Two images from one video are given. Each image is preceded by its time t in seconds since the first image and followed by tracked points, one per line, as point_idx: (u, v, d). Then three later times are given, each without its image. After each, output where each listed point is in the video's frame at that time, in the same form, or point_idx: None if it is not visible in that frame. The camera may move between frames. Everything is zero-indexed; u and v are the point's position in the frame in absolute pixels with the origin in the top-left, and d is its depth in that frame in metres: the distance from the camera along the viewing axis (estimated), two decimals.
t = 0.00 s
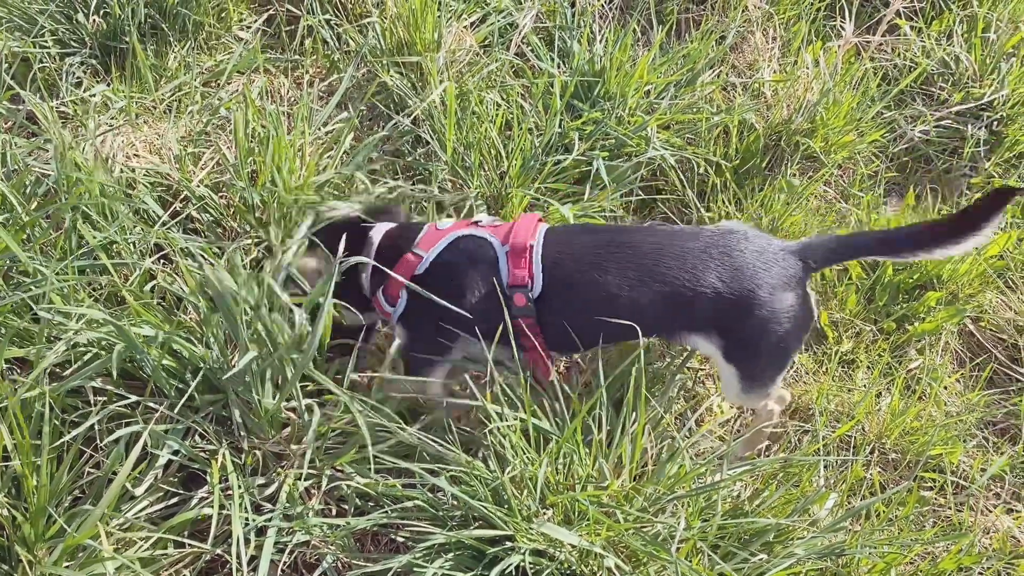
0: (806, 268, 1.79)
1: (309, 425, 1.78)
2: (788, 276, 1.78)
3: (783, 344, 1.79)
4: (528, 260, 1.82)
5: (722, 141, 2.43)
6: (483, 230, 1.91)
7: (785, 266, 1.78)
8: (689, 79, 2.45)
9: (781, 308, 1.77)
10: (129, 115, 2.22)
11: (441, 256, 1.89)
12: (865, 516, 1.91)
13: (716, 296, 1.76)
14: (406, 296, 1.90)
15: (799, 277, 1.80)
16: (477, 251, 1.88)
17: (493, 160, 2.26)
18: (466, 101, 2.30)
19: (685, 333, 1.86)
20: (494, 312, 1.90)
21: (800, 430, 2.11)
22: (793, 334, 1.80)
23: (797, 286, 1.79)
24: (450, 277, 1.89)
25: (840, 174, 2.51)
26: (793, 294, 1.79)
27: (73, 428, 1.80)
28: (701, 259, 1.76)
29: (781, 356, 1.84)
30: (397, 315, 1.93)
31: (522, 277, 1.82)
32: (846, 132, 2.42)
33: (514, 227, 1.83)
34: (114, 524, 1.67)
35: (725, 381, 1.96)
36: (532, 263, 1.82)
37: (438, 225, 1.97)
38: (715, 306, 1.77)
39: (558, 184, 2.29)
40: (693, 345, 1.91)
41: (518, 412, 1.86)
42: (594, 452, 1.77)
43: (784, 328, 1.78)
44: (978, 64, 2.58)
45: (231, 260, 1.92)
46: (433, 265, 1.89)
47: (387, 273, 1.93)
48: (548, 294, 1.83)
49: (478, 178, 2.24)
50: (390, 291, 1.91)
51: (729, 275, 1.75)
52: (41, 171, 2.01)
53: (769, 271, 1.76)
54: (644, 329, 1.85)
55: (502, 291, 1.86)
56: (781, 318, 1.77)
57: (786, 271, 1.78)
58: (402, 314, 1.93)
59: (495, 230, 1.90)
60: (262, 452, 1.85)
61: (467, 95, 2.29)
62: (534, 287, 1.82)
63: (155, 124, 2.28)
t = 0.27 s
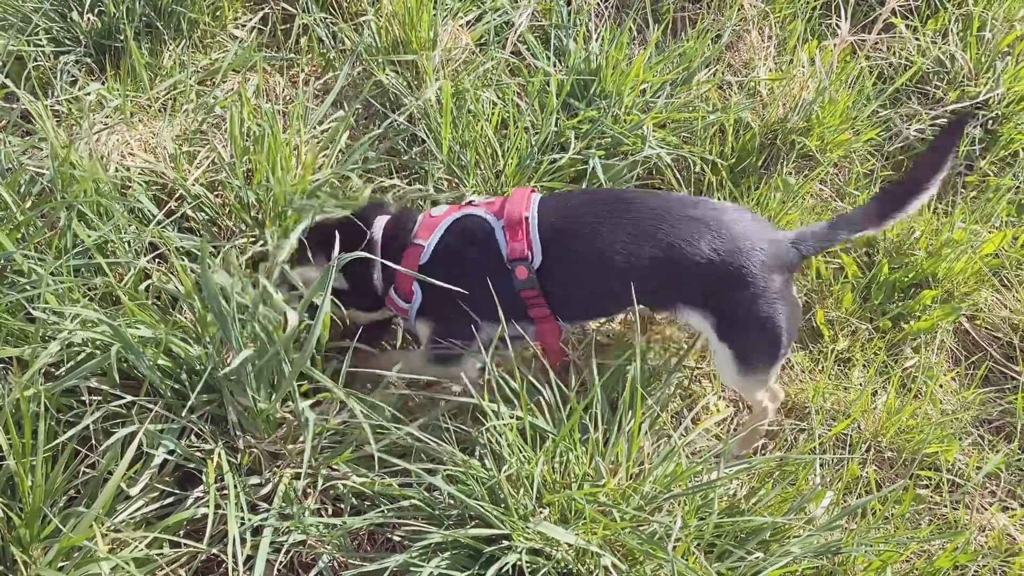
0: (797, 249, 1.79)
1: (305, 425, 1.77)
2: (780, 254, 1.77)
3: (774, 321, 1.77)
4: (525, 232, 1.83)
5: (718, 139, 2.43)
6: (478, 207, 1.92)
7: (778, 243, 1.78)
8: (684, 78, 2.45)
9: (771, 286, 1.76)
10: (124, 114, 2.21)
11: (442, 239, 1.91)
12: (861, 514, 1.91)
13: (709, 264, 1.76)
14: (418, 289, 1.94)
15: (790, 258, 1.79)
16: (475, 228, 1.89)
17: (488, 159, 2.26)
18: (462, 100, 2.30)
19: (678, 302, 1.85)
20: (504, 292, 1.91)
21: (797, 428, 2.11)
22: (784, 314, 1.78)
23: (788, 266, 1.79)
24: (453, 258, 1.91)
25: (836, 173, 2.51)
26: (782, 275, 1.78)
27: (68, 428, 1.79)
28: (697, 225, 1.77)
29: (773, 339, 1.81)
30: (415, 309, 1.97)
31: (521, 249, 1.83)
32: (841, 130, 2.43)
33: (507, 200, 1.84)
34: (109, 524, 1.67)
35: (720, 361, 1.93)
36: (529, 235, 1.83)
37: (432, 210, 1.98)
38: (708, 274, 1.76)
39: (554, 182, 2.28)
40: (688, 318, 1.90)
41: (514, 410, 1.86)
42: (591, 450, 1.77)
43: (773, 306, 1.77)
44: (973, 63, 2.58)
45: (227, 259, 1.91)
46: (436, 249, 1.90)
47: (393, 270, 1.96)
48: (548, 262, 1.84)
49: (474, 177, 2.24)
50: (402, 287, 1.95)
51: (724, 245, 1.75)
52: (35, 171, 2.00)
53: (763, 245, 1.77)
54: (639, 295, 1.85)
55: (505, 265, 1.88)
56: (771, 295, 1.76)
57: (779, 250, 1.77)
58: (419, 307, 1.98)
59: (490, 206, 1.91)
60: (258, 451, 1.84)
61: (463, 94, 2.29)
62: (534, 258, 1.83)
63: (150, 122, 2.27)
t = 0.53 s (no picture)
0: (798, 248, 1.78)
1: (304, 423, 1.77)
2: (782, 253, 1.76)
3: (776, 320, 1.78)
4: (520, 249, 1.82)
5: (716, 137, 2.43)
6: (471, 220, 1.90)
7: (777, 242, 1.77)
8: (683, 76, 2.45)
9: (773, 283, 1.75)
10: (122, 112, 2.20)
11: (435, 253, 1.90)
12: (859, 511, 1.92)
13: (708, 268, 1.75)
14: (413, 300, 1.94)
15: (791, 255, 1.78)
16: (469, 244, 1.87)
17: (487, 157, 2.26)
18: (461, 98, 2.29)
19: (680, 305, 1.85)
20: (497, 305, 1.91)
21: (795, 426, 2.12)
22: (788, 311, 1.78)
23: (789, 264, 1.78)
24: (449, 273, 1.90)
25: (834, 171, 2.51)
26: (785, 272, 1.77)
27: (67, 427, 1.78)
28: (694, 231, 1.75)
29: (776, 334, 1.82)
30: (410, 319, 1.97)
31: (516, 266, 1.83)
32: (839, 128, 2.43)
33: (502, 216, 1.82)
34: (108, 522, 1.66)
35: (724, 356, 1.95)
36: (523, 253, 1.82)
37: (425, 219, 1.96)
38: (707, 278, 1.76)
39: (552, 181, 2.28)
40: (691, 318, 1.91)
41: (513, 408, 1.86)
42: (590, 448, 1.77)
43: (777, 306, 1.77)
44: (971, 61, 2.58)
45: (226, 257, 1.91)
46: (430, 263, 1.90)
47: (390, 276, 1.94)
48: (543, 277, 1.83)
49: (472, 175, 2.24)
50: (398, 297, 1.94)
51: (721, 249, 1.74)
52: (33, 169, 2.00)
53: (763, 246, 1.75)
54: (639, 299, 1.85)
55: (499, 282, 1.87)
56: (771, 295, 1.76)
57: (778, 247, 1.76)
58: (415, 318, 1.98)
59: (483, 220, 1.90)
60: (257, 450, 1.84)
61: (461, 92, 2.29)
62: (528, 275, 1.83)
63: (148, 121, 2.27)
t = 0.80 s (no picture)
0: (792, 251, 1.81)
1: (307, 419, 1.77)
2: (777, 256, 1.79)
3: (776, 324, 1.81)
4: (518, 270, 1.81)
5: (717, 133, 2.42)
6: (467, 236, 1.89)
7: (773, 246, 1.79)
8: (684, 71, 2.45)
9: (768, 289, 1.79)
10: (122, 109, 2.20)
11: (431, 269, 1.90)
12: (861, 506, 1.92)
13: (707, 279, 1.76)
14: (406, 313, 1.94)
15: (784, 259, 1.81)
16: (465, 260, 1.87)
17: (488, 153, 2.26)
18: (461, 94, 2.29)
19: (678, 319, 1.84)
20: (489, 319, 1.91)
21: (797, 421, 2.12)
22: (784, 315, 1.81)
23: (782, 266, 1.81)
24: (444, 287, 1.90)
25: (835, 167, 2.51)
26: (777, 276, 1.81)
27: (69, 423, 1.78)
28: (691, 244, 1.76)
29: (774, 339, 1.84)
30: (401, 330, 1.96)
31: (513, 287, 1.82)
32: (840, 124, 2.43)
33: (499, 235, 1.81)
34: (111, 518, 1.66)
35: (720, 365, 1.95)
36: (521, 274, 1.81)
37: (420, 230, 1.94)
38: (707, 289, 1.77)
39: (553, 177, 2.28)
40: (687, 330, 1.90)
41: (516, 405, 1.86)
42: (592, 444, 1.76)
43: (776, 310, 1.80)
44: (972, 56, 2.58)
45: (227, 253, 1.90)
46: (425, 278, 1.90)
47: (383, 289, 1.94)
48: (540, 297, 1.82)
49: (473, 171, 2.24)
50: (388, 308, 1.94)
51: (720, 259, 1.75)
52: (34, 165, 1.99)
53: (760, 252, 1.77)
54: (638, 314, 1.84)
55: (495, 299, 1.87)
56: (770, 300, 1.79)
57: (773, 252, 1.79)
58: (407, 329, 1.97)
59: (480, 236, 1.88)
60: (259, 446, 1.84)
61: (462, 88, 2.29)
62: (526, 296, 1.82)
63: (148, 117, 2.26)
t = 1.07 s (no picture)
0: (797, 257, 1.79)
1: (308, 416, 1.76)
2: (781, 261, 1.78)
3: (777, 328, 1.79)
4: (517, 267, 1.80)
5: (719, 127, 2.41)
6: (468, 230, 1.88)
7: (779, 252, 1.78)
8: (685, 65, 2.44)
9: (771, 293, 1.77)
10: (121, 104, 2.18)
11: (429, 262, 1.90)
12: (865, 502, 1.91)
13: (711, 281, 1.74)
14: (403, 301, 1.92)
15: (789, 264, 1.80)
16: (466, 255, 1.86)
17: (489, 148, 2.25)
18: (462, 88, 2.28)
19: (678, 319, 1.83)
20: (488, 313, 1.90)
21: (800, 417, 2.11)
22: (783, 320, 1.80)
23: (787, 273, 1.80)
24: (445, 284, 1.89)
25: (837, 161, 2.50)
26: (782, 282, 1.79)
27: (68, 421, 1.77)
28: (696, 245, 1.74)
29: (773, 343, 1.83)
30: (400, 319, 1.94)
31: (514, 284, 1.81)
32: (843, 118, 2.41)
33: (501, 230, 1.80)
34: (112, 516, 1.65)
35: (717, 367, 1.94)
36: (521, 273, 1.80)
37: (422, 221, 1.94)
38: (710, 290, 1.75)
39: (555, 172, 2.28)
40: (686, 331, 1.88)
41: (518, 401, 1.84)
42: (595, 440, 1.75)
43: (777, 315, 1.78)
44: (975, 49, 2.57)
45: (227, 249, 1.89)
46: (422, 271, 1.90)
47: (382, 276, 1.92)
48: (541, 294, 1.81)
49: (474, 166, 2.22)
50: (388, 296, 1.91)
51: (725, 261, 1.74)
52: (32, 161, 1.97)
53: (765, 256, 1.76)
54: (638, 313, 1.82)
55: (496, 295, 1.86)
56: (772, 305, 1.77)
57: (778, 257, 1.78)
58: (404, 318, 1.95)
59: (482, 231, 1.87)
60: (260, 443, 1.82)
61: (463, 82, 2.27)
62: (526, 294, 1.81)
63: (147, 113, 2.25)
